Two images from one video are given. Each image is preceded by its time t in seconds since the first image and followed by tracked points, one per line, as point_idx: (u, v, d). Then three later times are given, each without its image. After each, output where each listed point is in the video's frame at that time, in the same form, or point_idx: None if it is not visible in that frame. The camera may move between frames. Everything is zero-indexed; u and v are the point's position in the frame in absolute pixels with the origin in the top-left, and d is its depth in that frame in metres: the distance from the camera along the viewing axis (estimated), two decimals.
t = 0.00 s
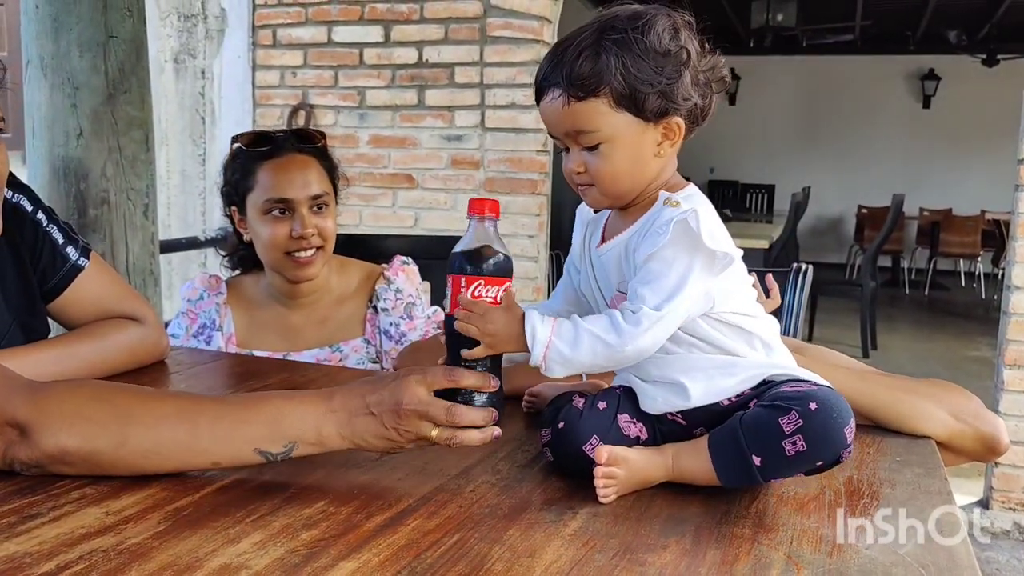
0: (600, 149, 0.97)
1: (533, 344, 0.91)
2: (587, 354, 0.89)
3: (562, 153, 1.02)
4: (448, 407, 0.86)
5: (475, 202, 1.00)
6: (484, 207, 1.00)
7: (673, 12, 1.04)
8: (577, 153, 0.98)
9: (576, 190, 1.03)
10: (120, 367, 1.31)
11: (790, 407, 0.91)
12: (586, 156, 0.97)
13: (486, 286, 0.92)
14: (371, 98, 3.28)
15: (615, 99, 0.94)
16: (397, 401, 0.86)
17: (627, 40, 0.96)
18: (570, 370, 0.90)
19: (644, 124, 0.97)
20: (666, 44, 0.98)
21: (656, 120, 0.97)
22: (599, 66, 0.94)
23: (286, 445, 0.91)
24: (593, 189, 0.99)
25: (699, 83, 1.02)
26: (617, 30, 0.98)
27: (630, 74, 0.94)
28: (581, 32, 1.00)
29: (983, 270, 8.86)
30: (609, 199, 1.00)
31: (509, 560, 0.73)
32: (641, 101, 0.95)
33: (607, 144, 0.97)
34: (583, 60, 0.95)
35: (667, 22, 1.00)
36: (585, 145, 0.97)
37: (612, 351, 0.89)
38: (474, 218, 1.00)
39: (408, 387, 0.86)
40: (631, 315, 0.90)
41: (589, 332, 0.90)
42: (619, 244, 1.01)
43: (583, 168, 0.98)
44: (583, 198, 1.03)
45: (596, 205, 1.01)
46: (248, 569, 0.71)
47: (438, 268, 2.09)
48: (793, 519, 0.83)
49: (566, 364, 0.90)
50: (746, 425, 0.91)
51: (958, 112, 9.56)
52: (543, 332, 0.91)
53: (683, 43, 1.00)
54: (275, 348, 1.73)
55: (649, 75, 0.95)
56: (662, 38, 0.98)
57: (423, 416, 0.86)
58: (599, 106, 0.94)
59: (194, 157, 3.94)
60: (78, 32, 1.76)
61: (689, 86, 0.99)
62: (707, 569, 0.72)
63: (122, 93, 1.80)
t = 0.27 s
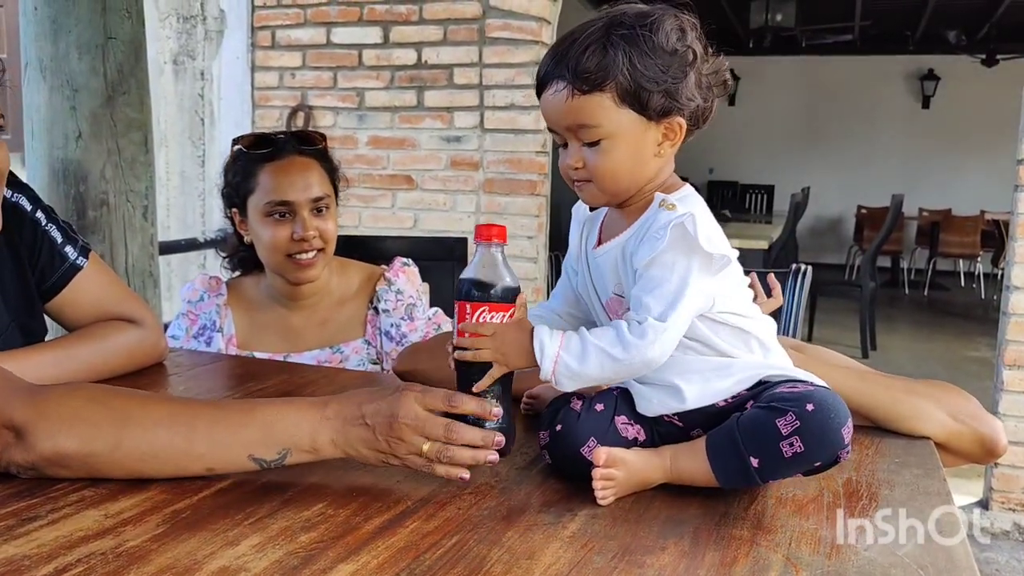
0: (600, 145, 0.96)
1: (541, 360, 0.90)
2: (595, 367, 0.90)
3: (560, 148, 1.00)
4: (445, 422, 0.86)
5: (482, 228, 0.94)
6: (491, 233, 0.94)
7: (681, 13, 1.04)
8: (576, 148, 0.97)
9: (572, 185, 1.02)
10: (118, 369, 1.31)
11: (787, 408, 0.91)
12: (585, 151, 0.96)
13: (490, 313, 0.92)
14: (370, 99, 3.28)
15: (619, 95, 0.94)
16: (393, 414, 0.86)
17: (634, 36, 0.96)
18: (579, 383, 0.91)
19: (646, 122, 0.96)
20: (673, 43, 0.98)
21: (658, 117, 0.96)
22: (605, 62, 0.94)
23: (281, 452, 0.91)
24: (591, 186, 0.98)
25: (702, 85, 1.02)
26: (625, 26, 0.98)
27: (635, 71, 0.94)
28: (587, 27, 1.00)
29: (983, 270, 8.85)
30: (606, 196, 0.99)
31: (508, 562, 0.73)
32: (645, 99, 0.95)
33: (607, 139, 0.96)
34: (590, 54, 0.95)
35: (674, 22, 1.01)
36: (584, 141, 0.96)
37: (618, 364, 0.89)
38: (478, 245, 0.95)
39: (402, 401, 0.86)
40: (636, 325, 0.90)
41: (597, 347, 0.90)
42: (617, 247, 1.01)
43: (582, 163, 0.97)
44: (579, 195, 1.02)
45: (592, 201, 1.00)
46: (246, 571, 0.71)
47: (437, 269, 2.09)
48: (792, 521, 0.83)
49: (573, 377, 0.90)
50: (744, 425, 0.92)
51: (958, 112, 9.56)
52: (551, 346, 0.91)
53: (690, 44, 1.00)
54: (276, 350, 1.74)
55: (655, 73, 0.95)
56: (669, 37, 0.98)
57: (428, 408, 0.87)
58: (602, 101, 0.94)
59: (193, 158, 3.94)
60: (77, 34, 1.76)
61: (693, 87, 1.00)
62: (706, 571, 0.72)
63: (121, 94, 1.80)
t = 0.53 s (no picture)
0: (624, 141, 0.93)
1: (574, 355, 0.89)
2: (626, 366, 0.89)
3: (578, 143, 0.97)
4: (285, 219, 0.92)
5: (513, 216, 0.89)
6: (524, 221, 0.88)
7: (706, 9, 1.02)
8: (598, 143, 0.93)
9: (591, 182, 0.99)
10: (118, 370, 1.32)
11: (794, 423, 0.87)
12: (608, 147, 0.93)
13: (530, 306, 0.87)
14: (369, 100, 3.28)
15: (646, 91, 0.91)
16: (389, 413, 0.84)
17: (663, 31, 0.94)
18: (608, 379, 0.90)
19: (673, 119, 0.93)
20: (700, 40, 0.96)
21: (683, 114, 0.94)
22: (632, 56, 0.91)
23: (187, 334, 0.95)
24: (612, 181, 0.95)
25: (727, 84, 1.00)
26: (653, 20, 0.95)
27: (664, 66, 0.92)
28: (611, 19, 0.96)
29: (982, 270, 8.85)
30: (628, 192, 0.96)
31: (507, 563, 0.73)
32: (673, 96, 0.92)
33: (631, 136, 0.93)
34: (618, 47, 0.92)
35: (701, 19, 0.98)
36: (608, 136, 0.93)
37: (651, 367, 0.88)
38: (512, 234, 0.90)
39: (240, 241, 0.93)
40: (669, 328, 0.88)
41: (630, 349, 0.89)
42: (638, 244, 0.99)
43: (604, 158, 0.94)
44: (597, 190, 0.99)
45: (613, 197, 0.97)
46: (245, 572, 0.71)
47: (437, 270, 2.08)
48: (790, 522, 0.83)
49: (604, 374, 0.89)
50: (748, 435, 0.89)
51: (957, 112, 9.57)
52: (585, 344, 0.89)
53: (716, 41, 0.98)
54: (275, 350, 1.74)
55: (683, 70, 0.93)
56: (697, 33, 0.96)
57: (279, 236, 0.91)
58: (630, 97, 0.91)
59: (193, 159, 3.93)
60: (76, 35, 1.76)
61: (719, 85, 0.97)
62: (705, 571, 0.72)
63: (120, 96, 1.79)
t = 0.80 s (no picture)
0: (666, 133, 0.89)
1: (599, 321, 0.88)
2: (649, 346, 0.87)
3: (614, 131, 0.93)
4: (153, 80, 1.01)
5: (543, 181, 0.90)
6: (553, 186, 0.89)
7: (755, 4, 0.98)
8: (638, 135, 0.90)
9: (625, 172, 0.95)
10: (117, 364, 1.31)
11: (799, 438, 0.86)
12: (648, 140, 0.89)
13: (557, 272, 0.87)
14: (369, 100, 3.28)
15: (693, 86, 0.88)
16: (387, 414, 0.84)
17: (714, 25, 0.90)
18: (628, 355, 0.89)
19: (716, 116, 0.90)
20: (749, 37, 0.93)
21: (728, 113, 0.91)
22: (682, 51, 0.88)
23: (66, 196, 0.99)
24: (650, 175, 0.92)
25: (772, 83, 0.97)
26: (704, 13, 0.91)
27: (711, 62, 0.88)
28: (659, 9, 0.93)
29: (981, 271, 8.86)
30: (664, 187, 0.93)
31: (507, 563, 0.73)
32: (719, 93, 0.89)
33: (674, 130, 0.89)
34: (668, 40, 0.88)
35: (752, 15, 0.95)
36: (650, 129, 0.89)
37: (674, 351, 0.87)
38: (541, 199, 0.91)
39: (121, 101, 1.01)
40: (699, 318, 0.86)
41: (656, 326, 0.87)
42: (667, 234, 0.96)
43: (643, 151, 0.90)
44: (628, 180, 0.96)
45: (647, 191, 0.94)
46: (245, 572, 0.71)
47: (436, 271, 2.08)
48: (790, 523, 0.82)
49: (625, 350, 0.88)
50: (751, 444, 0.87)
51: (956, 113, 9.58)
52: (613, 311, 0.88)
53: (764, 39, 0.95)
54: (274, 351, 1.73)
55: (731, 66, 0.90)
56: (746, 29, 0.93)
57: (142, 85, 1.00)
58: (676, 90, 0.87)
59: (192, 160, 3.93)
60: (75, 36, 1.76)
61: (764, 84, 0.94)
62: (705, 571, 0.72)
63: (120, 96, 1.79)
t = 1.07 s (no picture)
0: (693, 132, 0.89)
1: (620, 317, 0.87)
2: (669, 340, 0.87)
3: (638, 127, 0.93)
4: None
5: (559, 173, 0.91)
6: (570, 177, 0.91)
7: (784, 2, 0.98)
8: (665, 133, 0.89)
9: (647, 169, 0.95)
10: (113, 368, 1.31)
11: (798, 440, 0.86)
12: (675, 138, 0.89)
13: (577, 265, 0.87)
14: (367, 101, 3.28)
15: (722, 85, 0.88)
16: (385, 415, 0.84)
17: (744, 25, 0.90)
18: (646, 348, 0.88)
19: (743, 115, 0.90)
20: (778, 36, 0.93)
21: (756, 113, 0.91)
22: (714, 51, 0.88)
23: None
24: (675, 173, 0.91)
25: (798, 83, 0.97)
26: (734, 11, 0.91)
27: (741, 62, 0.88)
28: (689, 7, 0.92)
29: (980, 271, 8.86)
30: (689, 185, 0.92)
31: (505, 565, 0.73)
32: (748, 93, 0.89)
33: (701, 129, 0.89)
34: (699, 39, 0.88)
35: (781, 14, 0.95)
36: (677, 127, 0.89)
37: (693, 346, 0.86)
38: (558, 191, 0.92)
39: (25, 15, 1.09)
40: (719, 314, 0.86)
41: (676, 319, 0.86)
42: (686, 230, 0.96)
43: (670, 149, 0.90)
44: (650, 176, 0.95)
45: (671, 189, 0.94)
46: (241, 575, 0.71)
47: (435, 272, 2.08)
48: (788, 524, 0.83)
49: (644, 344, 0.87)
50: (751, 446, 0.87)
51: (955, 113, 9.58)
52: (633, 302, 0.87)
53: (793, 39, 0.95)
54: (273, 352, 1.73)
55: (760, 66, 0.90)
56: (776, 29, 0.92)
57: None
58: (705, 89, 0.87)
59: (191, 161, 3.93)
60: (73, 37, 1.76)
61: (791, 84, 0.94)
62: (703, 572, 0.72)
63: (118, 98, 1.80)
